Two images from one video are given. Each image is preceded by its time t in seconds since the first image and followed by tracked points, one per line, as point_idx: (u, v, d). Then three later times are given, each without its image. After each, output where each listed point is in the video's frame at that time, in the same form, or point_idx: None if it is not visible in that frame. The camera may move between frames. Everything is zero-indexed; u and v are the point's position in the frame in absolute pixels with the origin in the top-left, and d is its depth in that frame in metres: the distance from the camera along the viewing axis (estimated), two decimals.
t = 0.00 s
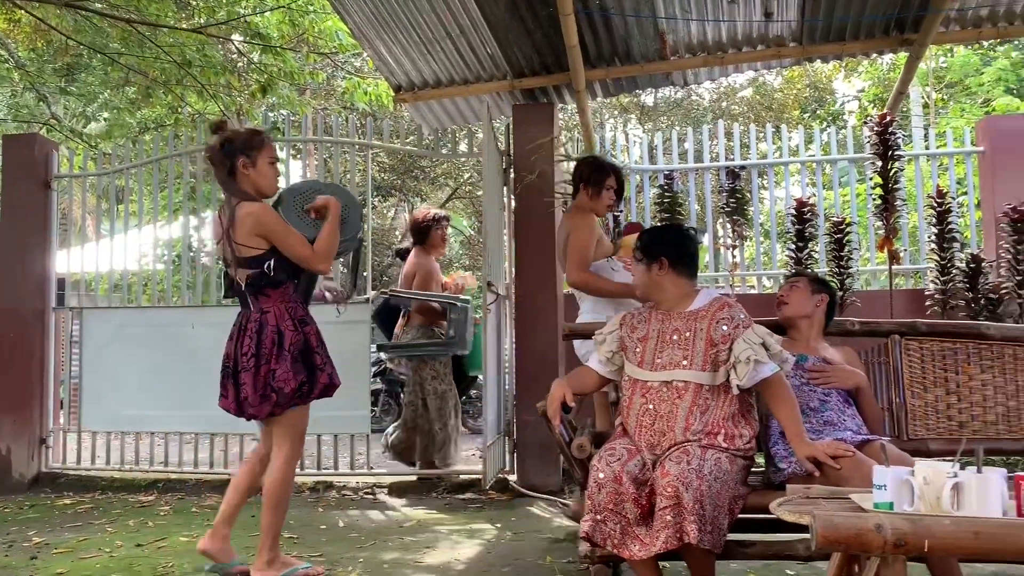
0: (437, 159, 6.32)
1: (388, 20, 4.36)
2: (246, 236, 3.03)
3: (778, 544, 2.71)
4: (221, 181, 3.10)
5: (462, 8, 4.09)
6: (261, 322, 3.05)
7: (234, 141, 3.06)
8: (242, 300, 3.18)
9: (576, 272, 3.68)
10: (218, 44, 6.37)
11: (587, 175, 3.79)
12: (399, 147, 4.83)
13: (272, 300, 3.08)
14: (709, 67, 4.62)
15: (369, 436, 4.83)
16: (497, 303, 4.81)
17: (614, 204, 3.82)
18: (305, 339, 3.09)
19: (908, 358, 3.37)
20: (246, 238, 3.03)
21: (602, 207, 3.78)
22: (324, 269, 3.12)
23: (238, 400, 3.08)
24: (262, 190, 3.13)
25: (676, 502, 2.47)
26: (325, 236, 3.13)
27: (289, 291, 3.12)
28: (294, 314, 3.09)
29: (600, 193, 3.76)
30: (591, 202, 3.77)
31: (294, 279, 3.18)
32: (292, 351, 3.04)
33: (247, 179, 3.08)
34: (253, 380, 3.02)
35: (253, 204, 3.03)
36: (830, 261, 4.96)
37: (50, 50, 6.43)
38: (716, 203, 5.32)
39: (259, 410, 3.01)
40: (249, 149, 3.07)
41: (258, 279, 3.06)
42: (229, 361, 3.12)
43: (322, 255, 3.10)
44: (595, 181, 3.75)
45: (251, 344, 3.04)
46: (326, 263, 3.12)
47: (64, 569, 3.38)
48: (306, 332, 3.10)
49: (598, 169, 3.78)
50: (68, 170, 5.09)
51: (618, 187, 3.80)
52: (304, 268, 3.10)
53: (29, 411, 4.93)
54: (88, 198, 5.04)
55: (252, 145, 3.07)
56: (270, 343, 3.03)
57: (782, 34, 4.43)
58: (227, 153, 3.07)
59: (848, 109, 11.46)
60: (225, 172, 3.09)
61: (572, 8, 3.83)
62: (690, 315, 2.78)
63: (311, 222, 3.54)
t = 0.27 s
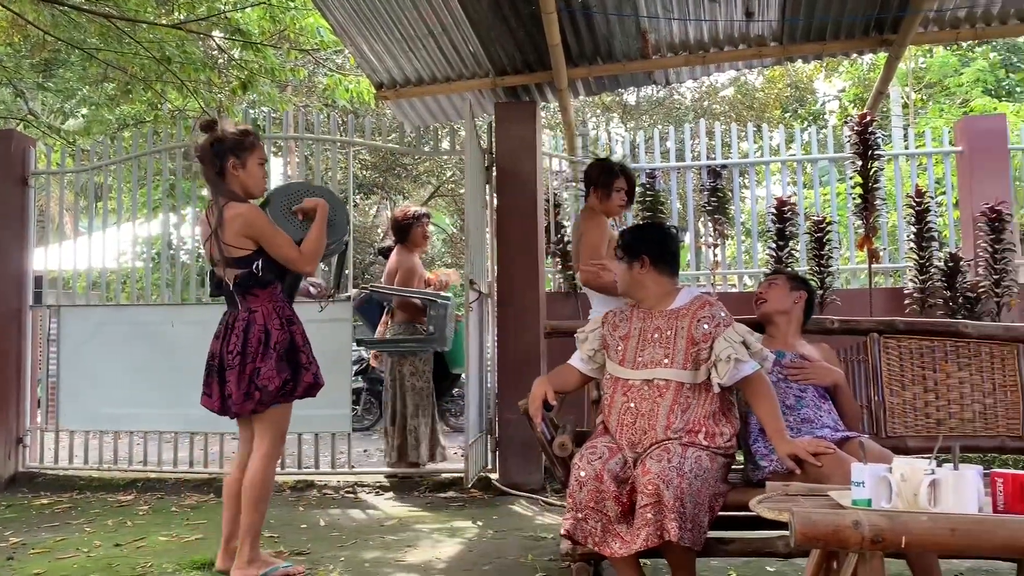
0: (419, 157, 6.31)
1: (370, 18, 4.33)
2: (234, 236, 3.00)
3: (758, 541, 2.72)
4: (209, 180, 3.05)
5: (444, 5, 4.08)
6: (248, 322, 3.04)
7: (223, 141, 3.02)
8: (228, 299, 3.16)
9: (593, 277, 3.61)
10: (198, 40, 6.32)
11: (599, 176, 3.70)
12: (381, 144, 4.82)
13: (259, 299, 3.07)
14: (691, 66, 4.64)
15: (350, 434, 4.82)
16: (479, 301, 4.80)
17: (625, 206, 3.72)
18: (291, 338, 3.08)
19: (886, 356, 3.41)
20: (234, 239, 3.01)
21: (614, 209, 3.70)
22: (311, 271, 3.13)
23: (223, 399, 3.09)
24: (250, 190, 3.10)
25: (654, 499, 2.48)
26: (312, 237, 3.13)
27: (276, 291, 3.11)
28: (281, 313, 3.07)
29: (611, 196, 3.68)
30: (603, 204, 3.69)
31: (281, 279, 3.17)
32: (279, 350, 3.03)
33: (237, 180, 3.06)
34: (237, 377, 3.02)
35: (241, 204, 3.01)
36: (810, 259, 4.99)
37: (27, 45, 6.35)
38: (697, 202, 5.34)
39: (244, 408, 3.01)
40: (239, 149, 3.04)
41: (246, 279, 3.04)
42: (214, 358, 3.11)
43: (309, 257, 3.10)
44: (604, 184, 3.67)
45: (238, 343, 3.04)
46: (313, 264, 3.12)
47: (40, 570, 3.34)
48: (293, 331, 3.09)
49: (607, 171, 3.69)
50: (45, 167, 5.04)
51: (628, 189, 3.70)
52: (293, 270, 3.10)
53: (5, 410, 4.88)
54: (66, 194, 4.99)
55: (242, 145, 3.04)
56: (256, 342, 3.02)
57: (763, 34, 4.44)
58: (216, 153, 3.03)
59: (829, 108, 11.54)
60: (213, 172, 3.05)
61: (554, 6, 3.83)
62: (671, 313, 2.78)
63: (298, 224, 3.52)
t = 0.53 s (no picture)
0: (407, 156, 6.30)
1: (358, 17, 4.32)
2: (223, 237, 3.00)
3: (744, 539, 2.72)
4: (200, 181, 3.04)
5: (432, 4, 4.08)
6: (236, 322, 3.03)
7: (217, 141, 3.01)
8: (215, 300, 3.14)
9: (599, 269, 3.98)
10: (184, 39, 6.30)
11: (617, 178, 4.22)
12: (369, 143, 4.81)
13: (246, 300, 3.06)
14: (678, 65, 4.65)
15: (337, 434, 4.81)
16: (467, 300, 4.80)
17: (638, 205, 4.23)
18: (278, 339, 3.06)
19: (872, 355, 3.42)
20: (222, 240, 3.00)
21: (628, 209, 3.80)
22: (297, 274, 3.10)
23: (206, 399, 3.08)
24: (241, 191, 3.09)
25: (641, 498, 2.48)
26: (300, 242, 3.12)
27: (263, 291, 3.10)
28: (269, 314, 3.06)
29: (624, 197, 4.19)
30: (618, 204, 4.21)
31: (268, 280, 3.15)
32: (267, 351, 3.03)
33: (230, 181, 3.05)
34: (226, 378, 3.01)
35: (231, 206, 3.00)
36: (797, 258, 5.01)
37: (11, 43, 6.30)
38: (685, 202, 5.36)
39: (231, 407, 3.00)
40: (234, 151, 3.04)
41: (233, 279, 3.04)
42: (200, 359, 3.09)
43: (296, 260, 3.08)
44: (620, 185, 4.19)
45: (225, 343, 3.02)
46: (301, 267, 3.10)
47: (24, 571, 3.32)
48: (280, 331, 3.08)
49: (622, 174, 4.24)
50: (30, 165, 5.01)
51: (641, 191, 4.17)
52: (279, 273, 3.08)
53: None
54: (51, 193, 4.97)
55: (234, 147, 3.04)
56: (244, 343, 3.01)
57: (749, 34, 4.45)
58: (211, 153, 3.01)
59: (816, 108, 11.60)
60: (204, 172, 3.03)
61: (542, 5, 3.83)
62: (658, 312, 2.79)
63: (287, 228, 3.35)
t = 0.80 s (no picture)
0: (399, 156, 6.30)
1: (350, 15, 4.32)
2: (217, 235, 3.00)
3: (736, 538, 2.73)
4: (196, 181, 3.02)
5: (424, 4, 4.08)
6: (229, 322, 3.02)
7: (215, 143, 3.02)
8: (208, 301, 3.13)
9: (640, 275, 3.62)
10: (176, 38, 6.28)
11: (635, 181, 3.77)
12: (361, 142, 4.82)
13: (240, 299, 3.05)
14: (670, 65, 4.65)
15: (329, 434, 4.80)
16: (460, 299, 4.80)
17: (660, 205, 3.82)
18: (273, 338, 3.06)
19: (863, 354, 3.43)
20: (216, 239, 3.00)
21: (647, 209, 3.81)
22: (292, 273, 3.11)
23: (199, 399, 3.07)
24: (236, 191, 3.09)
25: (633, 498, 2.48)
26: (294, 241, 3.13)
27: (257, 292, 3.10)
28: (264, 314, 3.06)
29: (644, 196, 3.76)
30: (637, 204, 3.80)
31: (262, 281, 3.15)
32: (261, 351, 3.02)
33: (226, 182, 3.05)
34: (220, 377, 2.99)
35: (227, 205, 3.00)
36: (788, 258, 5.02)
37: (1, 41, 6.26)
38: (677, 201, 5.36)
39: (224, 406, 2.99)
40: (230, 151, 3.05)
41: (227, 279, 3.03)
42: (193, 358, 3.08)
43: (291, 259, 3.09)
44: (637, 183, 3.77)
45: (219, 343, 3.01)
46: (295, 266, 3.11)
47: (14, 571, 3.30)
48: (275, 331, 3.08)
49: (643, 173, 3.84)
50: (20, 164, 4.99)
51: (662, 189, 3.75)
52: (273, 272, 3.08)
53: None
54: (41, 191, 4.95)
55: (231, 149, 3.04)
56: (239, 342, 3.00)
57: (741, 35, 4.46)
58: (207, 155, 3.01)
59: (807, 109, 11.62)
60: (201, 173, 3.01)
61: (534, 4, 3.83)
62: (651, 313, 2.80)
63: (280, 229, 3.37)
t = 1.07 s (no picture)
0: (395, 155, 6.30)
1: (346, 15, 4.31)
2: (213, 234, 2.99)
3: (732, 538, 2.74)
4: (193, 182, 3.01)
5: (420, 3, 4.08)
6: (226, 321, 3.01)
7: (207, 143, 3.00)
8: (205, 301, 3.13)
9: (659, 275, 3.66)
10: (171, 37, 6.27)
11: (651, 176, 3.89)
12: (357, 142, 4.82)
13: (237, 299, 3.04)
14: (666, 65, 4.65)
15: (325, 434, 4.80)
16: (455, 299, 4.79)
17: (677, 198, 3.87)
18: (270, 337, 3.06)
19: (859, 354, 3.44)
20: (212, 238, 2.99)
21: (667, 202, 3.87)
22: (286, 272, 3.08)
23: (197, 399, 3.07)
24: (232, 191, 3.08)
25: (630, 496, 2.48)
26: (290, 240, 3.11)
27: (254, 291, 3.10)
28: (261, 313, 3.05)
29: (659, 189, 3.85)
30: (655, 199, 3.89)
31: (259, 280, 3.15)
32: (258, 349, 3.01)
33: (221, 182, 3.04)
34: (217, 377, 2.99)
35: (222, 204, 3.00)
36: (784, 258, 5.03)
37: None
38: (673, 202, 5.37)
39: (222, 406, 2.98)
40: (228, 152, 3.05)
41: (224, 279, 3.02)
42: (190, 358, 3.07)
43: (286, 258, 3.07)
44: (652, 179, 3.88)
45: (216, 342, 3.00)
46: (290, 265, 3.09)
47: (9, 572, 3.29)
48: (272, 329, 3.07)
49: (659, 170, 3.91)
50: (15, 164, 4.98)
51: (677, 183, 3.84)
52: (269, 270, 3.05)
53: None
54: (35, 191, 4.93)
55: (224, 148, 3.03)
56: (236, 341, 3.00)
57: (737, 34, 4.46)
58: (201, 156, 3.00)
59: (803, 109, 11.63)
60: (195, 174, 3.01)
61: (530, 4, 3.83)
62: (652, 314, 2.83)
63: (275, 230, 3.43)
